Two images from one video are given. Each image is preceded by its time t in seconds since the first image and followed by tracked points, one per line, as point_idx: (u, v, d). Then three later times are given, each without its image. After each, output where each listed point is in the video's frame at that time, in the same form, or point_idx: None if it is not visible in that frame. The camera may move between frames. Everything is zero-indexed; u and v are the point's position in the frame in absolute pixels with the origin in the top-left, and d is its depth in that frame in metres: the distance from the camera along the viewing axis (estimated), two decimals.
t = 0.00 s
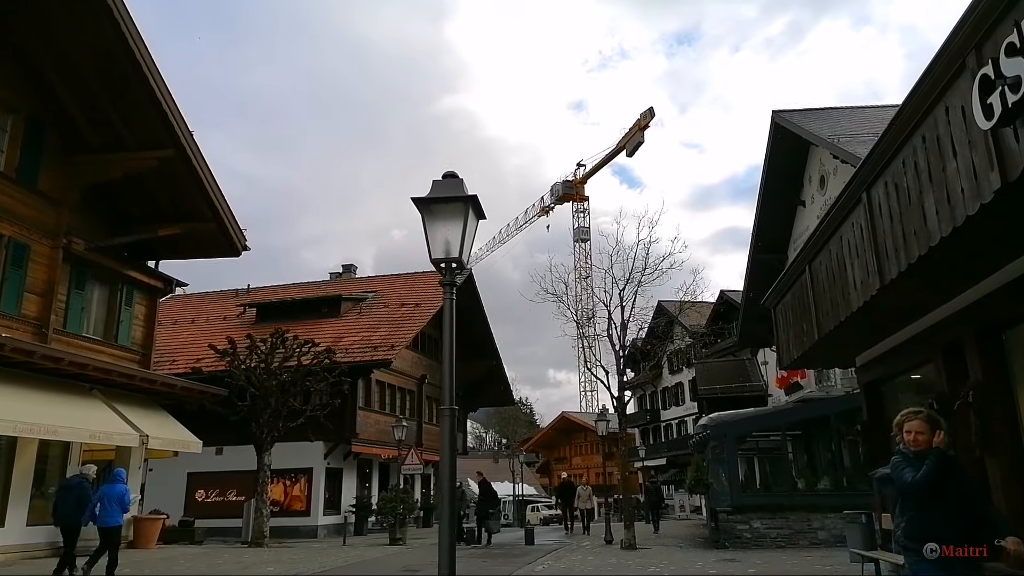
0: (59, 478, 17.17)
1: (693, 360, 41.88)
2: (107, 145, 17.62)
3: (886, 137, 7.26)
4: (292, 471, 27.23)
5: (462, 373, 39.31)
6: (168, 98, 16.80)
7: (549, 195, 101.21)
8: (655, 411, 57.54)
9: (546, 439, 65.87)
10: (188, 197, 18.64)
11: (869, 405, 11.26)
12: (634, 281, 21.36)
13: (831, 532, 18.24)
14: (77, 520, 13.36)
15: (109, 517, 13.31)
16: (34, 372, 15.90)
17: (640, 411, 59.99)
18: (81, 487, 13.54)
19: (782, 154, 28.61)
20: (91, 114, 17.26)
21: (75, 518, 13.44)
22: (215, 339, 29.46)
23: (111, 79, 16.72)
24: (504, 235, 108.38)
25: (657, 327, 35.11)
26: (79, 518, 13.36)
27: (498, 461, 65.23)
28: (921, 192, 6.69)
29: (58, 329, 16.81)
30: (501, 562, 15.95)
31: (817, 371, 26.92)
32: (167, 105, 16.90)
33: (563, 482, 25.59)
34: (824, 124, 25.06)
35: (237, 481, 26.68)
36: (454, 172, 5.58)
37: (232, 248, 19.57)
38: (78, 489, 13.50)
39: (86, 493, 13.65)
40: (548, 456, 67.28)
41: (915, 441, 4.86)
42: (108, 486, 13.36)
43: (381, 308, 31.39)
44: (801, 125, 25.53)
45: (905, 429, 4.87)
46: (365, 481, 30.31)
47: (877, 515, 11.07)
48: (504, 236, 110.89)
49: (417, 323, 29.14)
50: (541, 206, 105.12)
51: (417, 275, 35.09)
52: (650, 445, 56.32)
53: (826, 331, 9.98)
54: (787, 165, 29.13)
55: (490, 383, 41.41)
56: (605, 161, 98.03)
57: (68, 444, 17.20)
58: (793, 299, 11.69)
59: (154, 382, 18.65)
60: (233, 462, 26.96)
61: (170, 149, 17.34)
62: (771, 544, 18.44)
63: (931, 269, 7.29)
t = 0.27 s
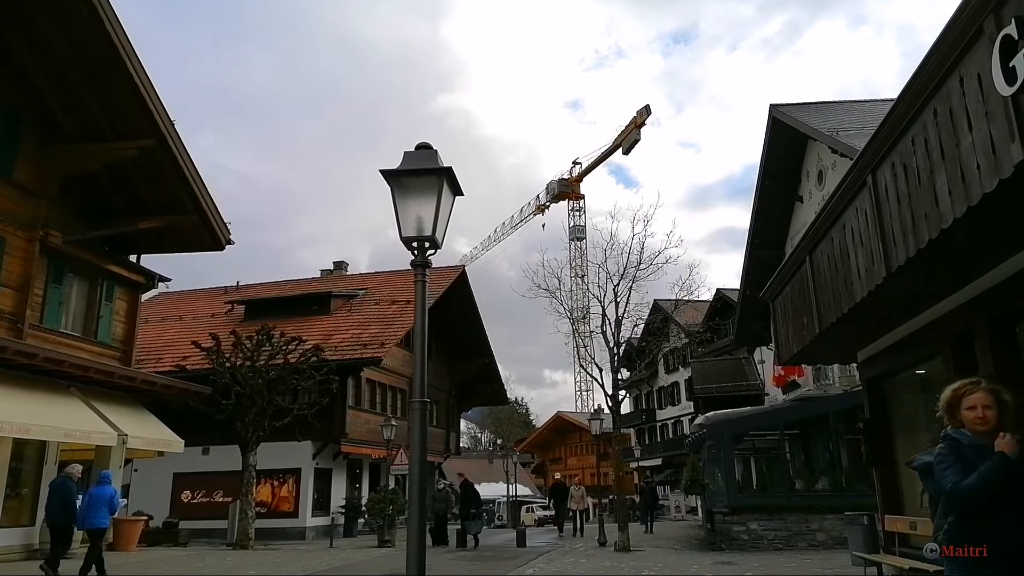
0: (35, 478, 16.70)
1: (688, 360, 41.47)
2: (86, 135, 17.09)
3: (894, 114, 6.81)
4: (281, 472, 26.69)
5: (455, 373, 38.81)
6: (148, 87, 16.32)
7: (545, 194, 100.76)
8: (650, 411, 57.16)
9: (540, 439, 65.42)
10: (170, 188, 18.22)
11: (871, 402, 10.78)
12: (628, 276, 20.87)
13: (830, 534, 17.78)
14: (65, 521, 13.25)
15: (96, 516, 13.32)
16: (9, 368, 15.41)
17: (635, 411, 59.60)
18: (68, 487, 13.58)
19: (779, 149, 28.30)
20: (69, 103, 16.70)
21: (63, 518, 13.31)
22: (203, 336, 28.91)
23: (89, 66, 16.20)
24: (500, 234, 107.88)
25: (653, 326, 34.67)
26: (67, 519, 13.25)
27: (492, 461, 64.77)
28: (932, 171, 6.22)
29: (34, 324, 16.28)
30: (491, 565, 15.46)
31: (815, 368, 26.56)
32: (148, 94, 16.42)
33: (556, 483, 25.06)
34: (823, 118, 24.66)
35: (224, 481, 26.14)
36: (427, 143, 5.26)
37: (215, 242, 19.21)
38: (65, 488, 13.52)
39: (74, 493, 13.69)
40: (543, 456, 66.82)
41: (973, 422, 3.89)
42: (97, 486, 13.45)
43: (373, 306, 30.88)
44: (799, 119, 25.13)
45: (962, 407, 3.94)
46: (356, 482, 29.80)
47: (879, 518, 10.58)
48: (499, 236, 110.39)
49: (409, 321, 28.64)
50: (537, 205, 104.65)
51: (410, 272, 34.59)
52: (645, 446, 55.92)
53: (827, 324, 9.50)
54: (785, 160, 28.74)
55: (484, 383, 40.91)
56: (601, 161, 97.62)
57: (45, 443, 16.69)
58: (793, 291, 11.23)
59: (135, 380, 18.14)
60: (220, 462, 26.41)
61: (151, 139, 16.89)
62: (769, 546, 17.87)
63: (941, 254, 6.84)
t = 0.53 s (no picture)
0: (9, 470, 16.19)
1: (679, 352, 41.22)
2: (62, 118, 16.51)
3: (897, 86, 6.51)
4: (267, 464, 26.31)
5: (445, 365, 38.44)
6: (127, 68, 15.87)
7: (537, 187, 100.27)
8: (641, 404, 57.02)
9: (531, 432, 65.21)
10: (150, 173, 17.87)
11: (867, 391, 10.48)
12: (620, 267, 20.51)
13: (822, 527, 17.52)
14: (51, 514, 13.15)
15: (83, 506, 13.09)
16: None
17: (626, 404, 59.45)
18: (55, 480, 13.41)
19: (773, 139, 27.88)
20: (43, 85, 16.06)
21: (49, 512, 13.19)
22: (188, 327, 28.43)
23: (65, 46, 15.66)
24: (491, 226, 107.40)
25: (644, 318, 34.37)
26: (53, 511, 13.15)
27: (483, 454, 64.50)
28: (938, 144, 5.93)
29: (8, 312, 15.78)
30: (479, 559, 15.14)
31: (806, 360, 26.35)
32: (126, 76, 15.96)
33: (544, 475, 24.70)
34: (817, 107, 24.32)
35: (209, 473, 25.74)
36: (395, 106, 5.09)
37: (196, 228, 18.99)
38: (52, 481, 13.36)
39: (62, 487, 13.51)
40: (534, 449, 66.61)
41: None
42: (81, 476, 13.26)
43: (361, 297, 30.46)
44: (794, 108, 24.78)
45: None
46: (343, 474, 29.45)
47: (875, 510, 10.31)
48: (491, 229, 109.87)
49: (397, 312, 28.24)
50: (528, 197, 104.18)
51: (399, 263, 34.16)
52: (636, 438, 55.79)
53: (824, 311, 9.19)
54: (778, 150, 28.41)
55: (474, 375, 40.57)
56: (594, 153, 97.19)
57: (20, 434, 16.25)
58: (787, 279, 10.92)
59: (115, 369, 17.70)
60: (205, 454, 25.99)
61: (130, 122, 16.52)
62: (760, 539, 17.58)
63: (944, 233, 6.55)
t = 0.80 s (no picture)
0: None
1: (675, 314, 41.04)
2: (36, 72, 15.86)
3: (908, 29, 6.09)
4: (260, 425, 26.22)
5: (439, 326, 38.21)
6: (102, 18, 15.25)
7: (533, 147, 99.03)
8: (636, 365, 57.14)
9: (526, 393, 65.45)
10: (130, 129, 17.36)
11: (866, 353, 10.21)
12: (615, 227, 20.13)
13: (815, 487, 17.45)
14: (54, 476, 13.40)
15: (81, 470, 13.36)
16: None
17: (621, 365, 59.57)
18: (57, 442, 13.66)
19: (773, 96, 27.24)
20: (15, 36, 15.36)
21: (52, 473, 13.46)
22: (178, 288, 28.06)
23: None
24: (487, 187, 106.34)
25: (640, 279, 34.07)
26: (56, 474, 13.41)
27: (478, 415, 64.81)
28: (953, 89, 5.53)
29: None
30: (472, 519, 15.05)
31: (803, 322, 26.15)
32: (102, 27, 15.34)
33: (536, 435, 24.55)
34: (819, 63, 23.67)
35: (202, 434, 25.65)
36: (358, 40, 4.94)
37: (179, 185, 18.59)
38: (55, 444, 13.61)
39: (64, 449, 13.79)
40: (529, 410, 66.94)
41: None
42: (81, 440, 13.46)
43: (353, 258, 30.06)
44: (795, 64, 24.12)
45: None
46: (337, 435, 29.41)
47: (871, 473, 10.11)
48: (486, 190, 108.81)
49: (390, 273, 27.87)
50: (524, 158, 103.03)
51: (391, 224, 33.67)
52: (630, 399, 56.02)
53: (824, 270, 8.85)
54: (778, 108, 27.78)
55: (468, 337, 40.41)
56: (591, 113, 95.76)
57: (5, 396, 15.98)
58: (786, 237, 10.57)
59: (100, 330, 17.40)
60: (198, 415, 25.86)
61: (105, 74, 16.02)
62: (753, 499, 17.50)
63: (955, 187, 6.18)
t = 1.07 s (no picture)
0: None
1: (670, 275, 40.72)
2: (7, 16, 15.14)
3: None
4: (250, 385, 25.98)
5: (432, 287, 37.86)
6: None
7: (528, 106, 97.51)
8: (630, 327, 57.07)
9: (520, 354, 65.49)
10: (108, 79, 16.71)
11: (867, 311, 9.90)
12: (610, 183, 19.63)
13: (809, 447, 17.31)
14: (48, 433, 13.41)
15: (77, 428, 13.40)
16: None
17: (615, 327, 59.50)
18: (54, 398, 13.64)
19: (773, 50, 26.48)
20: None
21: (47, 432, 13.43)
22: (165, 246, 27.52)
23: None
24: (481, 147, 104.95)
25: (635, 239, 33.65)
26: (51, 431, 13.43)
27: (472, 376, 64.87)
28: (977, 19, 5.08)
29: None
30: (463, 479, 14.89)
31: (799, 283, 25.85)
32: None
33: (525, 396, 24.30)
34: (822, 15, 22.95)
35: (193, 394, 25.41)
36: None
37: (161, 138, 17.99)
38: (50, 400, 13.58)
39: (62, 406, 13.82)
40: (523, 371, 67.05)
41: None
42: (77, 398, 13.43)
43: (344, 216, 29.53)
44: (797, 16, 23.38)
45: None
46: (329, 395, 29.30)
47: (869, 433, 9.88)
48: (481, 150, 107.40)
49: (381, 232, 27.38)
50: (519, 118, 101.56)
51: (383, 182, 33.04)
52: (624, 361, 56.06)
53: (826, 223, 8.47)
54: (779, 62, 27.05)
55: (461, 298, 40.05)
56: (587, 71, 94.02)
57: None
58: (786, 190, 10.14)
59: (82, 287, 16.95)
60: (188, 375, 25.58)
61: (81, 21, 15.30)
62: (745, 459, 17.37)
63: (972, 129, 5.77)
